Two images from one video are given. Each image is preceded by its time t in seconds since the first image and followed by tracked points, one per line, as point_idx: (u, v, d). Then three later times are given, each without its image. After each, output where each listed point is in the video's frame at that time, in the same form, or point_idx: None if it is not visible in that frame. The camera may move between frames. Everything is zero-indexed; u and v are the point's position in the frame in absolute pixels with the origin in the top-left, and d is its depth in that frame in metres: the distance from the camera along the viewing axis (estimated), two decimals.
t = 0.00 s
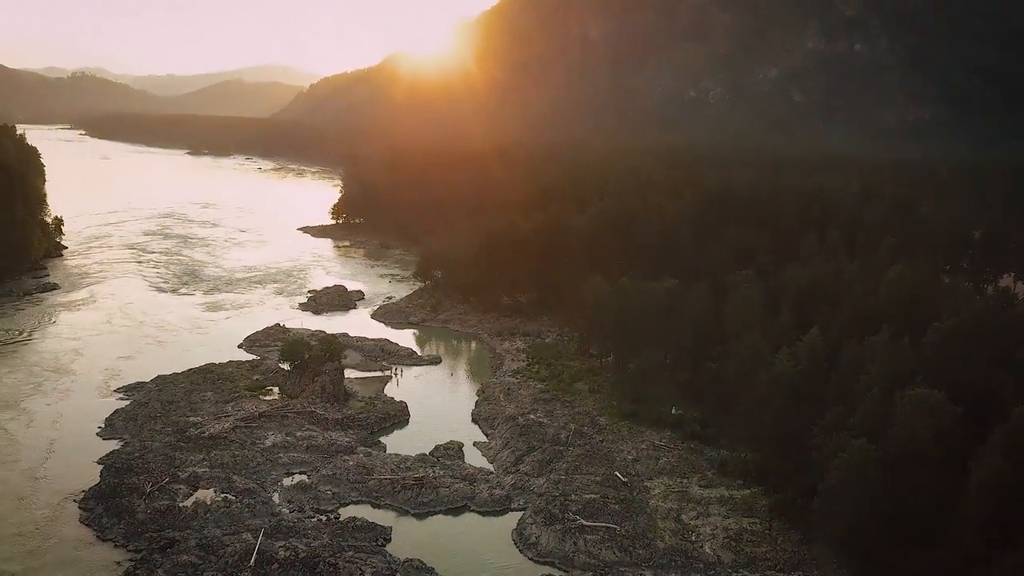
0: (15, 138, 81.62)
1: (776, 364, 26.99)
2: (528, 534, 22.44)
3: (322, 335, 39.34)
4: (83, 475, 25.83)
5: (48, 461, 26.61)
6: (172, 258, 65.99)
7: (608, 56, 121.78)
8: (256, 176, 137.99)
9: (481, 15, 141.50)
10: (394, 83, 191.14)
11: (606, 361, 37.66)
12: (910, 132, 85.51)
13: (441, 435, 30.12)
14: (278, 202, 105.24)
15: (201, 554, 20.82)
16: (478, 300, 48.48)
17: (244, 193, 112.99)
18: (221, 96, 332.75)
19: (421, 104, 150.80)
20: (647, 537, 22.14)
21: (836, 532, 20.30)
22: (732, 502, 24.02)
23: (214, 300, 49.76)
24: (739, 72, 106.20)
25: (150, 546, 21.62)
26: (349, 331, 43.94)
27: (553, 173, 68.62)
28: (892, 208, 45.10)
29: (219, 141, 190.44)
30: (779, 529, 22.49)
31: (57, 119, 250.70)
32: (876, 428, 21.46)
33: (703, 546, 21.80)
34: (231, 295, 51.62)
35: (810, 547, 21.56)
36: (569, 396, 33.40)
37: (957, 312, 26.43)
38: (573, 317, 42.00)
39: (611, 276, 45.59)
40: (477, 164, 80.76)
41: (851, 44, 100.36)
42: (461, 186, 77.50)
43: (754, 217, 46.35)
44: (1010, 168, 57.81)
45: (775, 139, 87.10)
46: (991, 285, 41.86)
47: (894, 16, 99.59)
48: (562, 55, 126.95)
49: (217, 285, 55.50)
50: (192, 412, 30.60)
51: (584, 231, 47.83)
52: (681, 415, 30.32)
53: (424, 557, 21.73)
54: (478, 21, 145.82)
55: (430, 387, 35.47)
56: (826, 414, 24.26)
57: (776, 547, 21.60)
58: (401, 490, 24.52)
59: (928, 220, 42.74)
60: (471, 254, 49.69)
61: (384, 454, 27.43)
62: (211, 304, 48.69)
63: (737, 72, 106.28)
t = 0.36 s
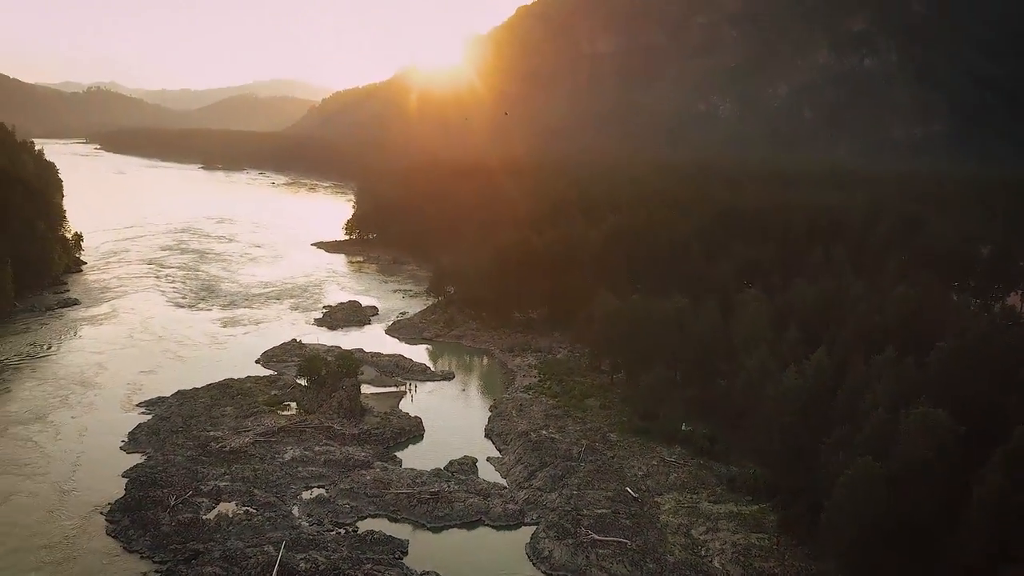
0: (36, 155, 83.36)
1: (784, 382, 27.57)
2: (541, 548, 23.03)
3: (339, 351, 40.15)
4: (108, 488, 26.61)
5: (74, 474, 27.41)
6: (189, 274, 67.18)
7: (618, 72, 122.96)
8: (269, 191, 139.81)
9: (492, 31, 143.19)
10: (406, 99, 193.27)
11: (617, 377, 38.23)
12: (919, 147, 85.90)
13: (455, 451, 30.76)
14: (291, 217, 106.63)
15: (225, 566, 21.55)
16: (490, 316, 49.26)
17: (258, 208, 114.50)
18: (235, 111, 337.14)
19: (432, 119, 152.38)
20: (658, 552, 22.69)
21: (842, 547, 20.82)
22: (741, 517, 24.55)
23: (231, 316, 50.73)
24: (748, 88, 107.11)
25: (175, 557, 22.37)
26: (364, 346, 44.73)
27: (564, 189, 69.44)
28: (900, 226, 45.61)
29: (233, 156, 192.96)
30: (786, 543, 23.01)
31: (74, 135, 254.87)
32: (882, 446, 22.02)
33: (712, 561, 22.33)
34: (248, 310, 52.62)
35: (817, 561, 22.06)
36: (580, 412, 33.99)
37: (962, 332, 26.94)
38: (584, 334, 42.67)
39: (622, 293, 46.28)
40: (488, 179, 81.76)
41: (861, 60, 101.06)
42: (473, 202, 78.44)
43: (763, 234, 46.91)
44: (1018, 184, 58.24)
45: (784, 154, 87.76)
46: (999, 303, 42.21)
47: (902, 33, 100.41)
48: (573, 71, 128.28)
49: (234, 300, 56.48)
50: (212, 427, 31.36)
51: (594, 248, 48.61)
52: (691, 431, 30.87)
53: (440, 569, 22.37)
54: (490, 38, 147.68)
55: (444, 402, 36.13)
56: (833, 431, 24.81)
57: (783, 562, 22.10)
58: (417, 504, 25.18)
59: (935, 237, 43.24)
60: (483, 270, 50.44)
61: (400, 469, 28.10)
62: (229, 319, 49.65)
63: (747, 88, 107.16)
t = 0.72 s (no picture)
0: (52, 169, 84.83)
1: (790, 397, 28.03)
2: (551, 560, 23.49)
3: (352, 365, 40.81)
4: (128, 498, 27.23)
5: (96, 484, 28.09)
6: (202, 286, 68.11)
7: (627, 84, 123.85)
8: (280, 203, 141.29)
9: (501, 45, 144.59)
10: (415, 110, 194.76)
11: (626, 391, 38.65)
12: (927, 159, 86.21)
13: (467, 463, 31.25)
14: (302, 229, 107.68)
15: None
16: (500, 329, 49.81)
17: (269, 220, 115.72)
18: (246, 123, 340.25)
19: (442, 131, 153.67)
20: (666, 564, 23.12)
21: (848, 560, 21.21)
22: (748, 530, 24.95)
23: (244, 328, 51.49)
24: (755, 101, 107.72)
25: (195, 567, 22.95)
26: (375, 359, 45.34)
27: (573, 202, 70.13)
28: (906, 240, 46.05)
29: (243, 168, 195.01)
30: (793, 556, 23.37)
31: (88, 147, 258.15)
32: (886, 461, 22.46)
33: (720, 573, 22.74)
34: (261, 323, 53.43)
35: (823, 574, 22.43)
36: (589, 425, 34.44)
37: (965, 348, 27.40)
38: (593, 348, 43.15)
39: (630, 306, 46.79)
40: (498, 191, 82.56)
41: (868, 72, 101.56)
42: (483, 215, 79.32)
43: (770, 248, 47.40)
44: None
45: (791, 167, 88.26)
46: (1005, 317, 42.46)
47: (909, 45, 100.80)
48: (581, 83, 129.26)
49: (247, 313, 57.26)
50: (228, 439, 31.96)
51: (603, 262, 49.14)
52: (699, 444, 31.28)
53: None
54: (498, 51, 149.06)
55: (455, 415, 36.62)
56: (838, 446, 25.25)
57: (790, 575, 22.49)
58: (430, 516, 25.69)
59: (941, 251, 43.65)
60: (493, 283, 51.01)
61: (413, 481, 28.64)
62: (242, 332, 50.40)
63: (754, 101, 107.75)
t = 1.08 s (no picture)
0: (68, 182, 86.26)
1: (796, 413, 28.46)
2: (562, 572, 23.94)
3: (364, 377, 41.42)
4: (147, 509, 27.83)
5: (115, 494, 28.72)
6: (215, 298, 68.93)
7: (635, 97, 124.58)
8: (291, 215, 142.85)
9: (509, 58, 146.03)
10: (425, 122, 196.23)
11: (635, 404, 39.05)
12: (935, 172, 86.22)
13: (477, 475, 31.76)
14: (313, 242, 108.62)
15: None
16: (510, 341, 50.37)
17: (280, 233, 116.79)
18: (256, 135, 343.28)
19: (451, 143, 154.83)
20: None
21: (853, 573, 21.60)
22: (755, 543, 25.34)
23: (258, 341, 52.19)
24: (763, 114, 108.18)
25: None
26: (387, 372, 45.96)
27: (582, 215, 70.69)
28: (913, 255, 46.28)
29: (253, 180, 196.82)
30: (799, 570, 23.75)
31: (102, 159, 261.78)
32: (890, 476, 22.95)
33: None
34: (274, 335, 54.15)
35: None
36: (598, 438, 34.86)
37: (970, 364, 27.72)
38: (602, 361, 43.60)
39: (639, 321, 47.35)
40: (507, 204, 83.33)
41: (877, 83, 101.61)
42: (492, 228, 80.12)
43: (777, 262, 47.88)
44: None
45: (798, 180, 88.61)
46: (1014, 331, 42.72)
47: (919, 57, 100.88)
48: (590, 95, 130.07)
49: (260, 325, 57.98)
50: (244, 450, 32.53)
51: (612, 275, 49.70)
52: (707, 458, 31.68)
53: None
54: (507, 63, 150.28)
55: (466, 428, 37.09)
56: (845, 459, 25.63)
57: None
58: (442, 528, 26.17)
59: (949, 266, 43.82)
60: (503, 296, 51.61)
61: (424, 494, 29.12)
62: (256, 344, 51.08)
63: (762, 114, 108.18)
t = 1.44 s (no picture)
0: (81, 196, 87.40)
1: (802, 427, 28.91)
2: None
3: (375, 390, 42.01)
4: (164, 520, 28.38)
5: (133, 505, 29.32)
6: (226, 311, 69.73)
7: (641, 109, 125.37)
8: (300, 227, 144.03)
9: (516, 71, 147.44)
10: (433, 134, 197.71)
11: (642, 417, 39.51)
12: (942, 184, 86.51)
13: (487, 487, 32.25)
14: (322, 254, 109.48)
15: None
16: (518, 354, 50.99)
17: (290, 244, 117.80)
18: (264, 147, 345.85)
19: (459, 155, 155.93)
20: None
21: None
22: (762, 556, 25.76)
23: (269, 353, 52.86)
24: (769, 126, 108.68)
25: None
26: (397, 385, 46.51)
27: (588, 228, 71.40)
28: (919, 269, 46.60)
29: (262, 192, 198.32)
30: None
31: (114, 172, 264.69)
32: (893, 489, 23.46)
33: None
34: (285, 347, 54.81)
35: None
36: (606, 451, 35.31)
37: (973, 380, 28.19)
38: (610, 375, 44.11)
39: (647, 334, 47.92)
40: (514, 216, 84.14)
41: (883, 93, 101.13)
42: (500, 240, 80.89)
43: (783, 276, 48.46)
44: None
45: (805, 192, 88.95)
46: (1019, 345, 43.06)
47: (925, 68, 101.03)
48: (597, 107, 130.96)
49: (271, 338, 58.61)
50: (258, 463, 33.11)
51: (619, 288, 50.34)
52: (714, 471, 32.11)
53: None
54: (515, 76, 151.59)
55: (475, 440, 37.60)
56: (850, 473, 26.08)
57: None
58: (453, 540, 26.66)
59: (954, 279, 44.15)
60: (511, 309, 52.32)
61: (435, 506, 29.64)
62: (268, 357, 51.74)
63: (769, 125, 108.63)
